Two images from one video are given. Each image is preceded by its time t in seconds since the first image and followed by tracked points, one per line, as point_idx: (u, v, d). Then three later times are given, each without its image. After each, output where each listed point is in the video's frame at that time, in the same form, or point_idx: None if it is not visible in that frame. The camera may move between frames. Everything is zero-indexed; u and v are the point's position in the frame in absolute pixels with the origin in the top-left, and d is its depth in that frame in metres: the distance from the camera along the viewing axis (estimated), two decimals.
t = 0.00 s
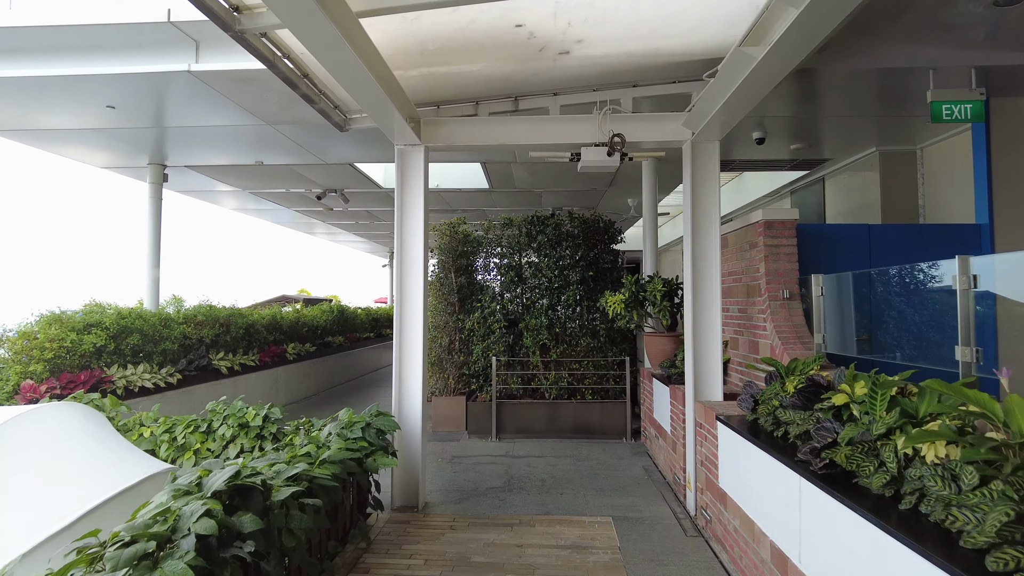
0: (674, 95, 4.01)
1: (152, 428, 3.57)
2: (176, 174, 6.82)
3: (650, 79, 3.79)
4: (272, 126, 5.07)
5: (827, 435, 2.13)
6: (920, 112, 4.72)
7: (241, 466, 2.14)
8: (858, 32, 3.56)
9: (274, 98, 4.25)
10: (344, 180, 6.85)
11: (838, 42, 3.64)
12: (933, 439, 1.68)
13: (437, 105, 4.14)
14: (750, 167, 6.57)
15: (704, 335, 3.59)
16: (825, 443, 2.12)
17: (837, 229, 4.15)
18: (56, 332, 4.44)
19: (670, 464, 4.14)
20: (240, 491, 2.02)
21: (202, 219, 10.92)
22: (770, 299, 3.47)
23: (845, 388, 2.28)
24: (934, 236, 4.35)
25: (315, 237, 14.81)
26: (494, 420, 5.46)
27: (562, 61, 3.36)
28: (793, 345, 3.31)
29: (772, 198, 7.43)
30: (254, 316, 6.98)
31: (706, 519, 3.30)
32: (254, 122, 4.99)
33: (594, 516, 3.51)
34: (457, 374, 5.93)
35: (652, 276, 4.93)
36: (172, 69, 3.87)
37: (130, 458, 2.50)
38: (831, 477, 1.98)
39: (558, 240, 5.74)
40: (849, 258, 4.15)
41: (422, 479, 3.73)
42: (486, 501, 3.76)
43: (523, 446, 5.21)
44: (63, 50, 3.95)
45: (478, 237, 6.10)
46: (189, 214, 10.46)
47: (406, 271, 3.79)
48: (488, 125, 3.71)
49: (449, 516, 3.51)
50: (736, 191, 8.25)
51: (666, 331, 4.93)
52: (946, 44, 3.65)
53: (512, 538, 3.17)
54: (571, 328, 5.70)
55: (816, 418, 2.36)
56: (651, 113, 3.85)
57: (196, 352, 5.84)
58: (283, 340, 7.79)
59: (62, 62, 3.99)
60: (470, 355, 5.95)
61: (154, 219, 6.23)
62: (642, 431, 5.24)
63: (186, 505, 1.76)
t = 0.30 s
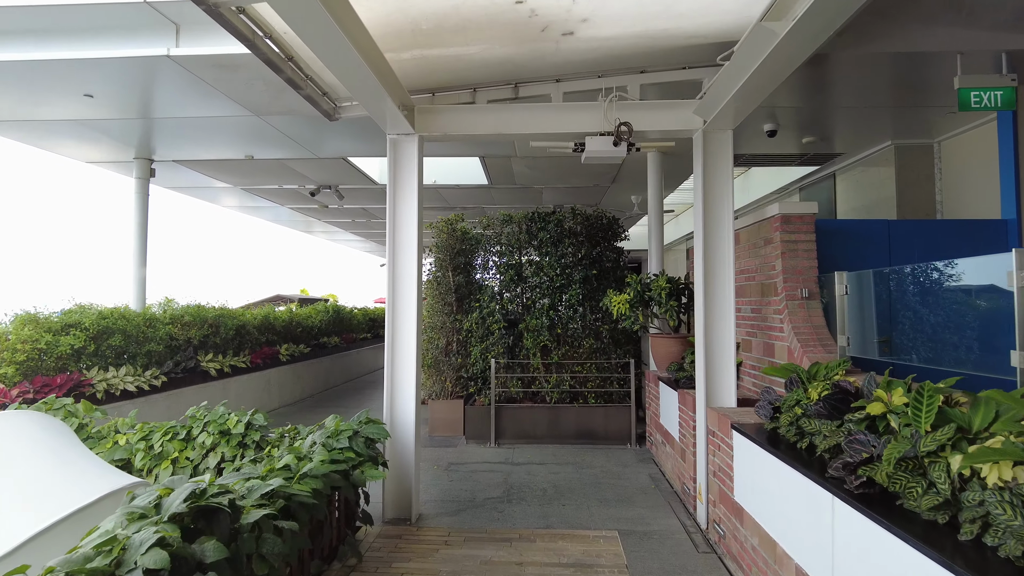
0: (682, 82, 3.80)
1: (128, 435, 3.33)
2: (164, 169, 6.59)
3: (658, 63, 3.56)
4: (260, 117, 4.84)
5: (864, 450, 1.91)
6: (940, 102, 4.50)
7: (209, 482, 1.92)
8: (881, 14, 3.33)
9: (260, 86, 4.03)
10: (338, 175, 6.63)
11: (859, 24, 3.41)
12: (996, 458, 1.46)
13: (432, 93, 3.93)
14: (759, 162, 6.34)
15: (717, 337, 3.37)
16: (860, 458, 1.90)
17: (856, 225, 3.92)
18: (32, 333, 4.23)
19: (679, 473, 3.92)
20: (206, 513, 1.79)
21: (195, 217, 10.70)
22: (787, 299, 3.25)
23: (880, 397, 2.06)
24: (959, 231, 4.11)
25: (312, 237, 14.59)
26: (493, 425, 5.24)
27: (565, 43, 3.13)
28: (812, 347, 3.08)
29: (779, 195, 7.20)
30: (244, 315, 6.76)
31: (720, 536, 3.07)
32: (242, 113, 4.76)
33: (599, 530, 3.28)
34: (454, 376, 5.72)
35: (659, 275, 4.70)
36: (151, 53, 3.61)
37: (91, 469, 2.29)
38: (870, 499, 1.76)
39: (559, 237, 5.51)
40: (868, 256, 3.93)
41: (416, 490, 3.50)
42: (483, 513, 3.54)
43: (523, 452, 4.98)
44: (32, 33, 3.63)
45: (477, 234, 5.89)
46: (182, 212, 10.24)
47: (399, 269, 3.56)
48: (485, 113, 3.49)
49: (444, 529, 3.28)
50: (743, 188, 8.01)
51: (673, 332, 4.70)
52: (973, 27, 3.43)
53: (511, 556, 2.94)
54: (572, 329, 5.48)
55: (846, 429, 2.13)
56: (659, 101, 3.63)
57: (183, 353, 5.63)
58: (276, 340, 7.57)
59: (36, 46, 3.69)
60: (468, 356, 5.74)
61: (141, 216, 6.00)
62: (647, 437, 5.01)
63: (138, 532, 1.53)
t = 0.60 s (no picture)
0: (692, 66, 3.58)
1: (98, 445, 3.05)
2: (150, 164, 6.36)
3: (667, 46, 3.33)
4: (247, 108, 4.61)
5: (909, 468, 1.68)
6: (962, 91, 4.27)
7: (164, 506, 1.69)
8: None
9: (242, 72, 3.79)
10: (332, 171, 6.40)
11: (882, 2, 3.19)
12: None
13: (425, 78, 3.71)
14: (768, 157, 6.11)
15: (730, 339, 3.14)
16: (906, 478, 1.67)
17: (877, 220, 3.72)
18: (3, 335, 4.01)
19: (688, 483, 3.69)
20: (158, 542, 1.56)
21: (188, 216, 10.49)
22: (807, 298, 3.01)
23: (925, 408, 1.83)
24: (985, 226, 3.88)
25: (308, 237, 14.36)
26: (491, 431, 5.01)
27: (567, 21, 2.90)
28: (835, 349, 2.85)
29: (788, 192, 6.96)
30: (234, 316, 6.53)
31: (736, 554, 2.84)
32: (227, 103, 4.53)
33: (605, 547, 3.05)
34: (451, 379, 5.50)
35: (666, 273, 4.48)
36: (124, 36, 3.38)
37: (40, 486, 2.06)
38: (920, 526, 1.53)
39: (561, 234, 5.28)
40: (889, 254, 3.71)
41: (408, 503, 3.27)
42: (480, 527, 3.30)
43: (523, 460, 4.75)
44: None
45: (474, 232, 5.66)
46: (175, 211, 10.03)
47: (390, 267, 3.33)
48: (482, 99, 3.26)
49: (438, 546, 3.04)
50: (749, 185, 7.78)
51: (681, 334, 4.47)
52: (1006, 5, 3.21)
53: None
54: (574, 330, 5.25)
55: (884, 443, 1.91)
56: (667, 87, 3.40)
57: (168, 355, 5.40)
58: (268, 342, 7.34)
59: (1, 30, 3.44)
60: (465, 359, 5.51)
61: (126, 213, 5.78)
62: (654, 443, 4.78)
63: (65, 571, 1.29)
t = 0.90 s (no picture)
0: (703, 53, 3.36)
1: (63, 459, 2.80)
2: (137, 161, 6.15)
3: (676, 29, 3.11)
4: (232, 100, 4.39)
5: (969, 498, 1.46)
6: (986, 80, 4.04)
7: (104, 544, 1.46)
8: None
9: (224, 59, 3.57)
10: (326, 167, 6.18)
11: None
12: None
13: (418, 65, 3.49)
14: (777, 153, 5.89)
15: (745, 345, 2.92)
16: (965, 510, 1.44)
17: (902, 217, 3.48)
18: None
19: (699, 498, 3.46)
20: None
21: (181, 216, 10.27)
22: (829, 300, 2.79)
23: (987, 428, 1.61)
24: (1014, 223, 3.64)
25: (306, 238, 14.12)
26: (489, 440, 4.78)
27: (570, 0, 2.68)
28: (861, 355, 2.62)
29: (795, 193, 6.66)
30: (223, 319, 6.30)
31: None
32: (211, 95, 4.32)
33: (610, 569, 2.82)
34: (448, 384, 5.27)
35: (674, 273, 4.25)
36: (94, 20, 3.16)
37: None
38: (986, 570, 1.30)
39: (562, 233, 5.05)
40: (915, 252, 3.48)
41: (399, 521, 3.04)
42: (476, 546, 3.07)
43: (522, 470, 4.53)
44: None
45: (472, 231, 5.43)
46: (167, 211, 9.81)
47: (380, 267, 3.10)
48: (479, 86, 3.03)
49: (430, 569, 2.81)
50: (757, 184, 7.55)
51: (689, 337, 4.24)
52: None
53: None
54: (577, 333, 5.02)
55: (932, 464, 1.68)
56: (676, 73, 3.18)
57: (152, 360, 5.18)
58: (260, 345, 7.11)
59: None
60: (463, 363, 5.28)
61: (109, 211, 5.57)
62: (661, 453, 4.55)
63: None
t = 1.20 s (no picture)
0: (718, 33, 3.13)
1: (23, 472, 2.57)
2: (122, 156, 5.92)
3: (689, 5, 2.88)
4: (217, 89, 4.17)
5: None
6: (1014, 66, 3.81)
7: None
8: None
9: (204, 42, 3.34)
10: (319, 162, 5.95)
11: None
12: None
13: (411, 47, 3.26)
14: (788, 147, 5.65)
15: (765, 348, 2.69)
16: None
17: (932, 210, 3.24)
18: None
19: (713, 512, 3.23)
20: None
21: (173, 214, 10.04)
22: (857, 299, 2.56)
23: None
24: None
25: (302, 237, 13.88)
26: (488, 447, 4.55)
27: None
28: (895, 359, 2.39)
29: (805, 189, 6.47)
30: (212, 320, 6.06)
31: None
32: (194, 83, 4.10)
33: None
34: (445, 389, 5.04)
35: (683, 272, 4.02)
36: None
37: None
38: None
39: (565, 229, 4.82)
40: (945, 248, 3.23)
41: (390, 539, 2.80)
42: (472, 566, 2.83)
43: (523, 479, 4.30)
44: None
45: (471, 228, 5.20)
46: (159, 210, 9.57)
47: (369, 263, 2.86)
48: (475, 67, 2.80)
49: None
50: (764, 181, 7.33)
51: (699, 339, 4.02)
52: None
53: None
54: (580, 335, 4.78)
55: (999, 489, 1.44)
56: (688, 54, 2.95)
57: (136, 363, 4.94)
58: (251, 347, 6.87)
59: None
60: (461, 366, 5.05)
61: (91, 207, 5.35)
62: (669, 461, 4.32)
63: None
